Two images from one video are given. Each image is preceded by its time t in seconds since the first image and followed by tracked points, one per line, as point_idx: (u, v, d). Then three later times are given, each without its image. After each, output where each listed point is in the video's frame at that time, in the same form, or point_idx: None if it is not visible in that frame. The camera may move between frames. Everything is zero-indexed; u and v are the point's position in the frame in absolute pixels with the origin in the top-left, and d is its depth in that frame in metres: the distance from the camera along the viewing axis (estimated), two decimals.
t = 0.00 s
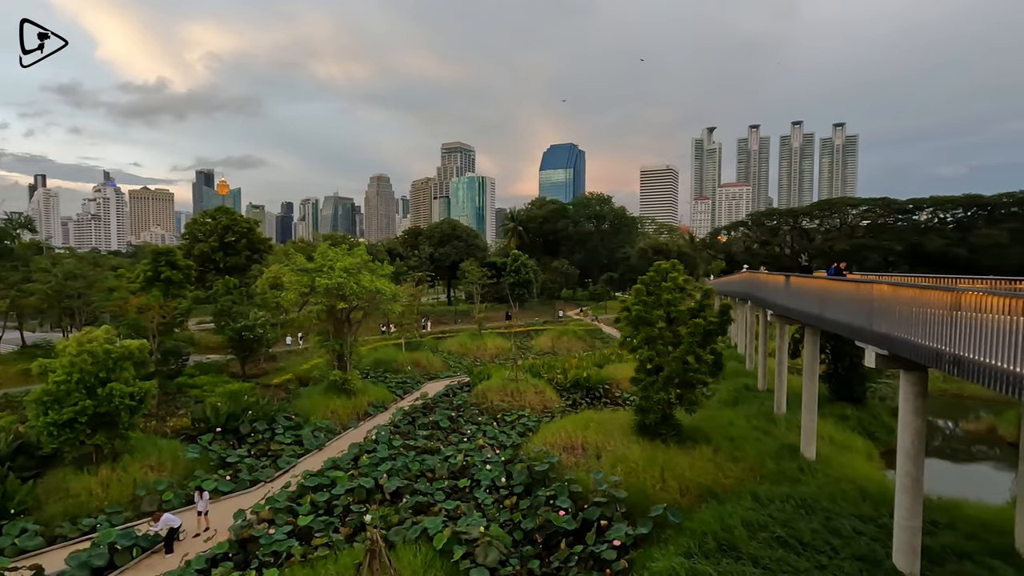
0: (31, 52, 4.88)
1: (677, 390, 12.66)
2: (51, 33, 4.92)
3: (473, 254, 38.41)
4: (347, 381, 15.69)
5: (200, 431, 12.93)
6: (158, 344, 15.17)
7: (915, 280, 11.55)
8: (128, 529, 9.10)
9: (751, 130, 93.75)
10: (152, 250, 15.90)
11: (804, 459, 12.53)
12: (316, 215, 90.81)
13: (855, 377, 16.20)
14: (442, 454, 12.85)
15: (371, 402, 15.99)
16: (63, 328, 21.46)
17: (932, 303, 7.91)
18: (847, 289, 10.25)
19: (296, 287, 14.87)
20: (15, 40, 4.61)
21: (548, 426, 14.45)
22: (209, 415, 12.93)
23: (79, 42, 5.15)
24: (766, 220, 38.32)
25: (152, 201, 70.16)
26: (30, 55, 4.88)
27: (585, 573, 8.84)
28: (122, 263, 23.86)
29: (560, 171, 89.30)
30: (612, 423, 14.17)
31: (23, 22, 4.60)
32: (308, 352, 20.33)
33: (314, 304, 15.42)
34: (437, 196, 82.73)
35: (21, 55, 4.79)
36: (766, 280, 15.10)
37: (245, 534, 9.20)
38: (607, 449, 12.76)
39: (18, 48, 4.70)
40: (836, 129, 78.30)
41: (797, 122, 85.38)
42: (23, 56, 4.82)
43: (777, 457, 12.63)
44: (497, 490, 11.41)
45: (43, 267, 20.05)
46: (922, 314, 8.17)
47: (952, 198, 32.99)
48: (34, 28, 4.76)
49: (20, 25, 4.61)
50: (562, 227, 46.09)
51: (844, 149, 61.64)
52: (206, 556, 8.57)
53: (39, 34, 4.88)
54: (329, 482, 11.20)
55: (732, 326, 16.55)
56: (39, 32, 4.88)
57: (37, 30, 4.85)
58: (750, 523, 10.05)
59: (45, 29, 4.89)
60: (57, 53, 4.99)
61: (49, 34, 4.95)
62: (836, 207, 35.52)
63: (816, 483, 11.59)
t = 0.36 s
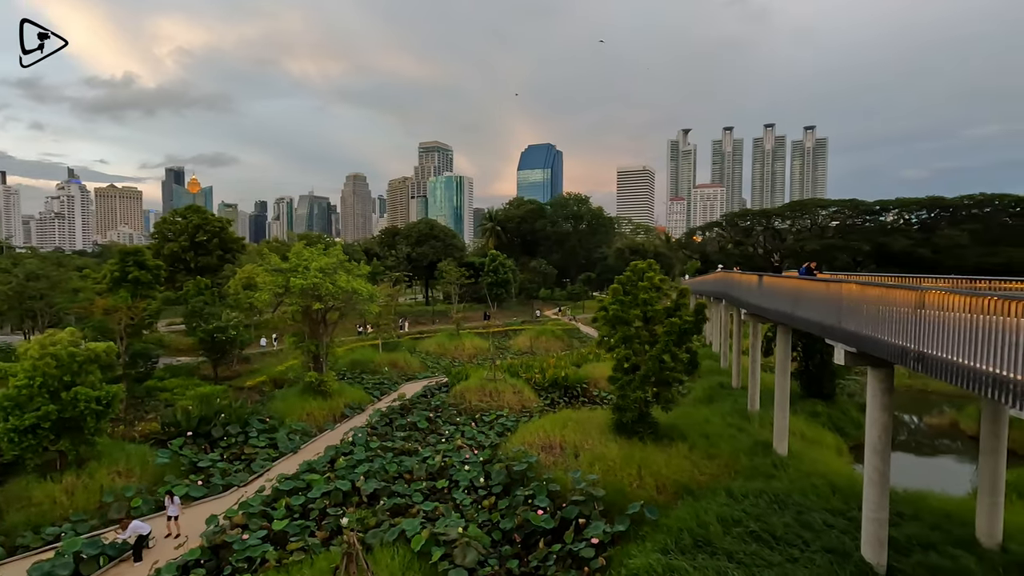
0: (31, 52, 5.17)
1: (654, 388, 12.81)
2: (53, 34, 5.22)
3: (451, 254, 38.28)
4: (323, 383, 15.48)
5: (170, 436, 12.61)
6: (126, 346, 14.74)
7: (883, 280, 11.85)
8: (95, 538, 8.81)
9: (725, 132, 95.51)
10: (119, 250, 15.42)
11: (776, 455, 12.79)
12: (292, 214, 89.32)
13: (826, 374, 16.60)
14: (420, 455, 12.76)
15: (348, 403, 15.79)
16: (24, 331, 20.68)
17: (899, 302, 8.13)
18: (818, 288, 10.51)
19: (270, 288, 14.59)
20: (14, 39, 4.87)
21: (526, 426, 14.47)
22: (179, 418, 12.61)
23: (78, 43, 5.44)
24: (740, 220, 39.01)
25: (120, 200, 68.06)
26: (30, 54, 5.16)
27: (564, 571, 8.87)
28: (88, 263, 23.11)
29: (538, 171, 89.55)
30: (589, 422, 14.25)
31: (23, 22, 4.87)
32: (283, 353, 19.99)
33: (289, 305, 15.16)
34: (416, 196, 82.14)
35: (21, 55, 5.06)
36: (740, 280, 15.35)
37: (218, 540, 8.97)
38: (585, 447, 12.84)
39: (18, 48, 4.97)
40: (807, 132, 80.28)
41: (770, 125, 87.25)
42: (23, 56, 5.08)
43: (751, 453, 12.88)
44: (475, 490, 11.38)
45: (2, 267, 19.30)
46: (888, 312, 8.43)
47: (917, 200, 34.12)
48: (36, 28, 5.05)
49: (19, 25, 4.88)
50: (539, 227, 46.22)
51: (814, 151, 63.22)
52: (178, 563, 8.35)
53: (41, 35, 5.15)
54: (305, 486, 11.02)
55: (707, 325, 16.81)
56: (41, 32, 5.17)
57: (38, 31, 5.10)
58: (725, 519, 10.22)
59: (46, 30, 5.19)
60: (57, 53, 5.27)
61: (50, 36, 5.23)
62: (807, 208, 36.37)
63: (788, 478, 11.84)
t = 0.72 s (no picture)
0: (32, 52, 4.86)
1: (633, 386, 12.94)
2: (52, 34, 4.95)
3: (430, 253, 38.07)
4: (300, 384, 15.28)
5: (142, 439, 12.28)
6: (95, 348, 14.32)
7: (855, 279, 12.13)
8: (62, 545, 8.53)
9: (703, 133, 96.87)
10: (88, 249, 14.96)
11: (752, 451, 13.02)
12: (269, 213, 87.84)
13: (800, 371, 16.96)
14: (400, 456, 12.67)
15: (326, 405, 15.59)
16: None
17: (870, 300, 8.33)
18: (792, 287, 10.70)
19: (245, 287, 14.32)
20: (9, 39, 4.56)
21: (506, 425, 14.48)
22: (151, 421, 12.29)
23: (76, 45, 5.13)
24: (717, 220, 39.52)
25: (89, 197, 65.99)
26: (31, 55, 4.87)
27: (544, 569, 8.90)
28: (54, 263, 22.39)
29: (519, 171, 89.65)
30: (570, 420, 14.32)
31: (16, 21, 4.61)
32: (259, 354, 19.65)
33: (265, 305, 14.91)
34: (395, 194, 81.46)
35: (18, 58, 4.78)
36: (717, 278, 15.56)
37: (192, 546, 8.76)
38: (565, 446, 12.90)
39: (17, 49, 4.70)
40: (781, 134, 81.98)
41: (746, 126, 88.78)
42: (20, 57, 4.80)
43: (727, 449, 13.10)
44: (455, 490, 11.34)
45: None
46: (859, 310, 8.63)
47: (886, 201, 35.12)
48: (35, 28, 4.78)
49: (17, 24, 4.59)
50: (519, 227, 46.27)
51: (788, 153, 64.54)
52: (150, 570, 8.15)
53: (39, 35, 4.86)
54: (282, 489, 10.85)
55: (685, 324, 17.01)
56: (40, 32, 4.89)
57: (37, 31, 4.85)
58: (702, 515, 10.37)
59: (46, 29, 4.92)
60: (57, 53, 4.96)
61: (49, 35, 4.96)
62: (782, 208, 37.09)
63: (764, 473, 12.05)
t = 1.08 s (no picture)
0: (31, 51, 5.32)
1: (611, 385, 13.04)
2: (52, 34, 5.44)
3: (409, 252, 37.78)
4: (276, 385, 15.03)
5: (110, 444, 11.92)
6: (61, 350, 13.85)
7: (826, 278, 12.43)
8: (27, 554, 8.24)
9: (680, 133, 98.20)
10: (52, 248, 14.45)
11: (727, 447, 13.23)
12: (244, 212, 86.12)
13: (773, 368, 17.30)
14: (378, 457, 12.56)
15: (303, 406, 15.35)
16: None
17: (840, 299, 8.55)
18: (765, 286, 10.92)
19: (218, 287, 14.03)
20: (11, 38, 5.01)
21: (486, 424, 14.47)
22: (121, 425, 11.95)
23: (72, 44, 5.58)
24: (693, 220, 40.05)
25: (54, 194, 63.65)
26: (30, 54, 5.32)
27: (524, 568, 8.92)
28: (16, 262, 21.59)
29: (498, 170, 89.64)
30: (549, 419, 14.37)
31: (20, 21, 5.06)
32: (233, 356, 19.26)
33: (239, 305, 14.63)
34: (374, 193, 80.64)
35: (20, 56, 5.22)
36: (693, 277, 15.78)
37: (163, 552, 8.59)
38: (544, 444, 12.94)
39: (19, 48, 5.15)
40: (755, 135, 83.56)
41: (721, 128, 90.28)
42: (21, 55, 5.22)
43: (704, 446, 13.29)
44: (434, 491, 11.27)
45: None
46: (828, 308, 8.86)
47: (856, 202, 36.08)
48: (35, 27, 5.27)
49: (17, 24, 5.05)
50: (498, 226, 46.25)
51: (762, 154, 65.83)
52: None
53: (42, 36, 5.30)
54: (257, 492, 10.65)
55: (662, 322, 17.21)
56: (41, 33, 5.36)
57: (38, 32, 5.31)
58: (679, 511, 10.50)
59: (47, 31, 5.42)
60: (55, 52, 5.42)
61: (50, 35, 5.42)
62: (756, 209, 37.81)
63: (739, 469, 12.25)
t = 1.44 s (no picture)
0: (32, 52, 5.66)
1: (590, 383, 13.12)
2: (52, 35, 5.72)
3: (387, 252, 37.48)
4: (251, 387, 14.76)
5: (77, 449, 11.56)
6: (24, 353, 13.38)
7: (798, 276, 12.71)
8: None
9: (657, 134, 99.47)
10: (14, 246, 13.93)
11: (703, 444, 13.43)
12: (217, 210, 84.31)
13: (748, 365, 17.62)
14: (356, 458, 12.42)
15: (278, 408, 15.11)
16: None
17: (811, 297, 8.76)
18: (739, 285, 11.11)
19: (190, 287, 13.70)
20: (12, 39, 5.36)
21: (465, 424, 14.44)
22: (88, 430, 11.61)
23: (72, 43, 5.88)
24: (670, 220, 40.65)
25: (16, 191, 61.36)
26: (31, 54, 5.64)
27: (503, 567, 8.92)
28: None
29: (477, 169, 89.46)
30: (527, 418, 14.40)
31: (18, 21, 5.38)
32: (206, 357, 18.86)
33: (212, 305, 14.33)
34: (352, 191, 79.73)
35: (22, 56, 5.59)
36: (670, 277, 15.96)
37: (133, 559, 8.39)
38: (523, 443, 12.97)
39: (19, 48, 5.48)
40: (730, 137, 85.03)
41: (697, 128, 91.67)
42: (22, 55, 5.60)
43: (680, 443, 13.48)
44: (413, 491, 11.19)
45: None
46: (800, 307, 9.06)
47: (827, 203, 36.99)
48: (35, 28, 5.56)
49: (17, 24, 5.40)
50: (477, 226, 46.26)
51: (737, 155, 67.05)
52: None
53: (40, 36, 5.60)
54: (232, 496, 10.44)
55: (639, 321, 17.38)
56: (41, 33, 5.65)
57: (38, 32, 5.66)
58: (657, 507, 10.62)
59: (47, 31, 5.69)
60: (55, 52, 5.73)
61: (50, 35, 5.72)
62: (731, 209, 38.51)
63: (714, 465, 12.44)
